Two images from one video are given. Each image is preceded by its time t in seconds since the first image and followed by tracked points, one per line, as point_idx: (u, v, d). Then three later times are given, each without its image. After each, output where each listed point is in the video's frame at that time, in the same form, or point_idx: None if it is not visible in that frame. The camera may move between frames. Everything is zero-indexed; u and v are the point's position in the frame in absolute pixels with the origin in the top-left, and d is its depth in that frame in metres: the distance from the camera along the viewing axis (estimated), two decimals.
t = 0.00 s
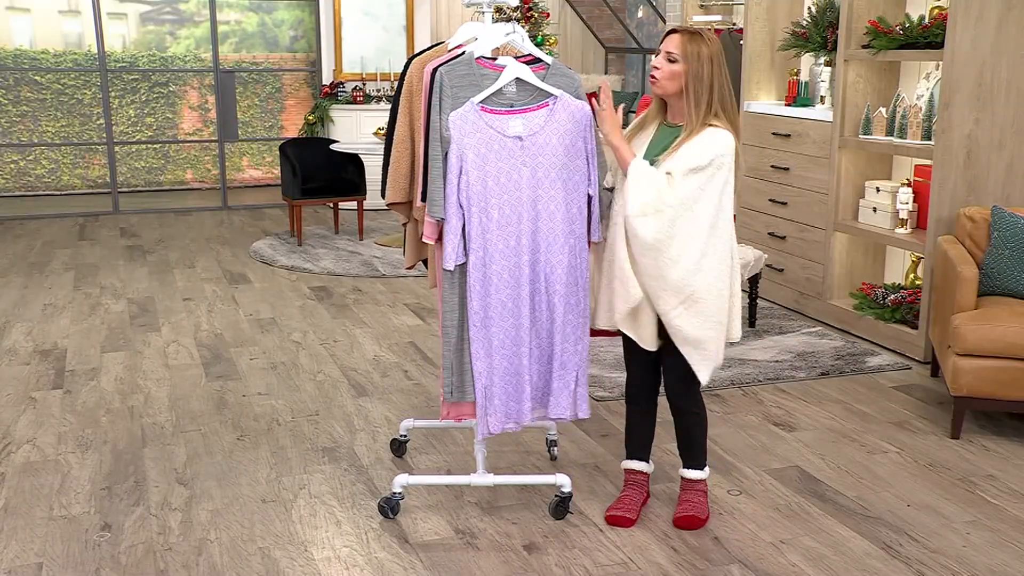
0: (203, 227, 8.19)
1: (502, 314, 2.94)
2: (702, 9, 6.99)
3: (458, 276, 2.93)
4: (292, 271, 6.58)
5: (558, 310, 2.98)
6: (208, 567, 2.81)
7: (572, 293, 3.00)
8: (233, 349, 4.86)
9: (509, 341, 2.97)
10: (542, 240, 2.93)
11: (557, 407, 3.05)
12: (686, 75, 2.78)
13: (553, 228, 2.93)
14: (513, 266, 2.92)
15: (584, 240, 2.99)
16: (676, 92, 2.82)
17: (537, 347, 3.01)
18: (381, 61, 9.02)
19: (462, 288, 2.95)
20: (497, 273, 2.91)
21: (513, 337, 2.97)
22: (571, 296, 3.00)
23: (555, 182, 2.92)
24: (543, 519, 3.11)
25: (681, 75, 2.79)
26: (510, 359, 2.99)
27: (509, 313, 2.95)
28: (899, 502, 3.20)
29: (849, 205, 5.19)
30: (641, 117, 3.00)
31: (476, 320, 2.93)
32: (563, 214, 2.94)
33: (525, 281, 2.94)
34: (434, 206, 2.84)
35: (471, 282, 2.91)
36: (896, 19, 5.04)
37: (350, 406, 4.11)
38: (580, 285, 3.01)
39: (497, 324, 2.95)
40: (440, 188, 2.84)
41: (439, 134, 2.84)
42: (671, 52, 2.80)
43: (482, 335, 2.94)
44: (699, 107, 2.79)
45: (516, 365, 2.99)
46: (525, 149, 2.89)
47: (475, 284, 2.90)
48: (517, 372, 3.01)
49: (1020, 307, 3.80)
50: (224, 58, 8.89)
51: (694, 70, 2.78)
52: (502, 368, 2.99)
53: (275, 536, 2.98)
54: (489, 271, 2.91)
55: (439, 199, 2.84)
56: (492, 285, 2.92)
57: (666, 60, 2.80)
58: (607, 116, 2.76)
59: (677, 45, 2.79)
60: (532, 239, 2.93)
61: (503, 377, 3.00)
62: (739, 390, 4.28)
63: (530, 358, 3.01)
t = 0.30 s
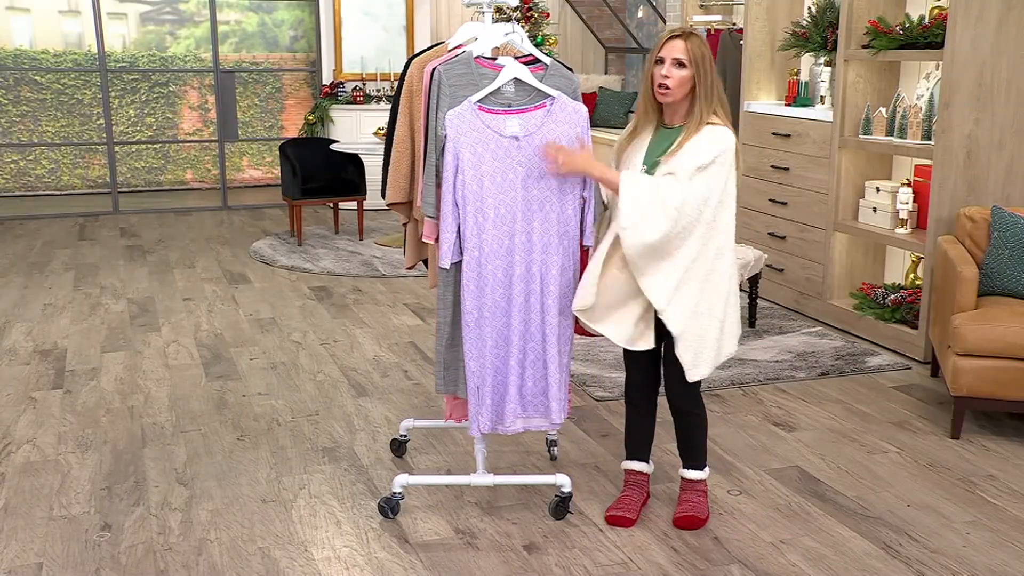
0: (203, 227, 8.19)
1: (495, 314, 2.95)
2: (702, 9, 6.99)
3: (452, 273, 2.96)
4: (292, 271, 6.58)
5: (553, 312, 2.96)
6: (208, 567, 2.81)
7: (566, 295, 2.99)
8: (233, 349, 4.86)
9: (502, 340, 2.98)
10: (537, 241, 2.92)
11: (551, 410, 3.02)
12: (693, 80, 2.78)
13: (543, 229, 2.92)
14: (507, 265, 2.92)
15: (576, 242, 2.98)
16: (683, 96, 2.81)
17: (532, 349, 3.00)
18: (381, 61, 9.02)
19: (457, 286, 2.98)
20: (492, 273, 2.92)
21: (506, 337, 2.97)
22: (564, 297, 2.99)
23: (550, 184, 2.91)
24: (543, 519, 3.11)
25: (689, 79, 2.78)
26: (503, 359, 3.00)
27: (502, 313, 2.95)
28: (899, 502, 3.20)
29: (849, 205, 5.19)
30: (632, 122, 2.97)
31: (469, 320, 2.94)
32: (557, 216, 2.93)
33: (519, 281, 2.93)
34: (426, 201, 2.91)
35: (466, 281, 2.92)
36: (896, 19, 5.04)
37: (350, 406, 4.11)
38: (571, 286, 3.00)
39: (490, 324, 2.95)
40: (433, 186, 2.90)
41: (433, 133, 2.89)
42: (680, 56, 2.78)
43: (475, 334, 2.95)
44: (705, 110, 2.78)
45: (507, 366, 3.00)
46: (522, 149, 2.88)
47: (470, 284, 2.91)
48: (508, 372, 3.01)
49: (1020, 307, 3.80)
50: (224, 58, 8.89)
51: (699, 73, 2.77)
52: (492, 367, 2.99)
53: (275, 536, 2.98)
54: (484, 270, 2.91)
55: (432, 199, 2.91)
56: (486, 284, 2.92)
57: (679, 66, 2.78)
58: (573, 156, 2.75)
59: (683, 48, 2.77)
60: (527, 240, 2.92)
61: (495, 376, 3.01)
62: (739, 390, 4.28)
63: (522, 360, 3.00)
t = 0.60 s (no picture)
0: (203, 227, 8.19)
1: (490, 313, 2.95)
2: (702, 9, 6.99)
3: (449, 272, 2.97)
4: (292, 271, 6.58)
5: (550, 312, 2.94)
6: (208, 567, 2.81)
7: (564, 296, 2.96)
8: (233, 349, 4.86)
9: (496, 340, 2.98)
10: (534, 242, 2.91)
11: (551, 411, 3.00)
12: (691, 81, 2.78)
13: (538, 228, 2.91)
14: (502, 265, 2.92)
15: (577, 244, 2.94)
16: (680, 98, 2.81)
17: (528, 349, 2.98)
18: (381, 61, 9.02)
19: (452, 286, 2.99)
20: (487, 273, 2.91)
21: (501, 336, 2.97)
22: (563, 298, 2.96)
23: (548, 184, 2.89)
24: (543, 519, 3.11)
25: (686, 81, 2.78)
26: (497, 358, 2.99)
27: (497, 313, 2.95)
28: (899, 502, 3.20)
29: (849, 205, 5.19)
30: (621, 123, 2.96)
31: (464, 319, 2.94)
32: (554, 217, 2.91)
33: (514, 281, 2.92)
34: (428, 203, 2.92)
35: (462, 280, 2.91)
36: (896, 19, 5.04)
37: (350, 406, 4.11)
38: (571, 289, 2.96)
39: (485, 323, 2.95)
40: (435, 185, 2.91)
41: (434, 133, 2.91)
42: (676, 59, 2.77)
43: (470, 333, 2.95)
44: (702, 109, 2.79)
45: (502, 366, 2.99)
46: (520, 149, 2.88)
47: (465, 283, 2.91)
48: (502, 372, 3.00)
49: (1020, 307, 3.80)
50: (224, 58, 8.89)
51: (695, 74, 2.77)
52: (486, 366, 2.98)
53: (275, 536, 2.98)
54: (479, 270, 2.91)
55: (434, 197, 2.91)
56: (482, 284, 2.92)
57: (676, 68, 2.77)
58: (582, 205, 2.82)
59: (676, 50, 2.77)
60: (523, 240, 2.90)
61: (489, 376, 3.00)
62: (739, 390, 4.28)
63: (518, 360, 2.99)
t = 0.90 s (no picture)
0: (203, 227, 8.19)
1: (491, 314, 2.94)
2: (702, 9, 6.99)
3: (450, 273, 2.96)
4: (292, 271, 6.58)
5: (550, 312, 2.95)
6: (208, 567, 2.81)
7: (565, 296, 2.96)
8: (233, 349, 4.86)
9: (497, 340, 2.98)
10: (535, 242, 2.92)
11: (549, 410, 3.02)
12: (691, 81, 2.78)
13: (540, 229, 2.91)
14: (503, 265, 2.92)
15: (580, 245, 2.95)
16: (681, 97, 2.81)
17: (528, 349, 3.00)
18: (381, 61, 9.02)
19: (453, 287, 2.97)
20: (488, 273, 2.91)
21: (501, 336, 2.97)
22: (564, 298, 2.97)
23: (549, 184, 2.90)
24: (544, 519, 3.11)
25: (686, 80, 2.78)
26: (498, 358, 2.99)
27: (498, 313, 2.95)
28: (899, 502, 3.20)
29: (849, 205, 5.19)
30: (621, 123, 2.96)
31: (465, 319, 2.94)
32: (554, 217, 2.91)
33: (515, 280, 2.92)
34: (426, 203, 2.89)
35: (463, 281, 2.91)
36: (896, 19, 5.04)
37: (350, 406, 4.11)
38: (573, 290, 2.96)
39: (486, 323, 2.94)
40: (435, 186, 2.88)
41: (435, 132, 2.89)
42: (676, 57, 2.77)
43: (471, 334, 2.94)
44: (702, 108, 2.79)
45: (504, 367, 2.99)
46: (521, 149, 2.88)
47: (467, 283, 2.91)
48: (503, 372, 3.00)
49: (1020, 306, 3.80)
50: (224, 58, 8.89)
51: (696, 73, 2.77)
52: (487, 367, 2.98)
53: (275, 536, 2.98)
54: (480, 270, 2.90)
55: (432, 197, 2.88)
56: (482, 284, 2.91)
57: (677, 67, 2.77)
58: (584, 206, 2.82)
59: (677, 49, 2.77)
60: (524, 241, 2.91)
61: (490, 376, 3.00)
62: (739, 390, 4.28)
63: (518, 360, 3.00)
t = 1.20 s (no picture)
0: (203, 227, 8.19)
1: (498, 314, 2.95)
2: (702, 9, 6.99)
3: (455, 274, 2.95)
4: (292, 271, 6.58)
5: (554, 312, 2.96)
6: (208, 566, 2.81)
7: (568, 295, 2.97)
8: (233, 349, 4.86)
9: (504, 340, 2.98)
10: (538, 241, 2.93)
11: (552, 409, 3.04)
12: (692, 77, 2.78)
13: (545, 229, 2.92)
14: (507, 265, 2.92)
15: (582, 243, 2.96)
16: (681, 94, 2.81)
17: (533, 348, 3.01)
18: (381, 61, 9.02)
19: (458, 288, 2.97)
20: (493, 273, 2.91)
21: (508, 336, 2.98)
22: (567, 297, 2.97)
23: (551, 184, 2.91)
24: (543, 519, 3.11)
25: (686, 75, 2.79)
26: (505, 358, 3.00)
27: (503, 313, 2.96)
28: (899, 502, 3.20)
29: (850, 205, 5.19)
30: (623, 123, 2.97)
31: (471, 321, 2.94)
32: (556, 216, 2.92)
33: (520, 280, 2.93)
34: (430, 205, 2.87)
35: (468, 282, 2.91)
36: (896, 19, 5.04)
37: (350, 406, 4.11)
38: (576, 288, 2.97)
39: (492, 323, 2.95)
40: (437, 188, 2.86)
41: (436, 133, 2.86)
42: (676, 53, 2.77)
43: (478, 335, 2.95)
44: (703, 105, 2.79)
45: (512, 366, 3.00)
46: (522, 149, 2.88)
47: (472, 285, 2.90)
48: (511, 372, 3.01)
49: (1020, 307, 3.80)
50: (224, 58, 8.89)
51: (696, 69, 2.78)
52: (495, 368, 2.99)
53: (275, 536, 2.98)
54: (485, 271, 2.91)
55: (435, 199, 2.86)
56: (488, 284, 2.92)
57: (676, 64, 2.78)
58: (584, 187, 2.80)
59: (677, 44, 2.78)
60: (528, 240, 2.92)
61: (498, 377, 3.01)
62: (739, 390, 4.28)
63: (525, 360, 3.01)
